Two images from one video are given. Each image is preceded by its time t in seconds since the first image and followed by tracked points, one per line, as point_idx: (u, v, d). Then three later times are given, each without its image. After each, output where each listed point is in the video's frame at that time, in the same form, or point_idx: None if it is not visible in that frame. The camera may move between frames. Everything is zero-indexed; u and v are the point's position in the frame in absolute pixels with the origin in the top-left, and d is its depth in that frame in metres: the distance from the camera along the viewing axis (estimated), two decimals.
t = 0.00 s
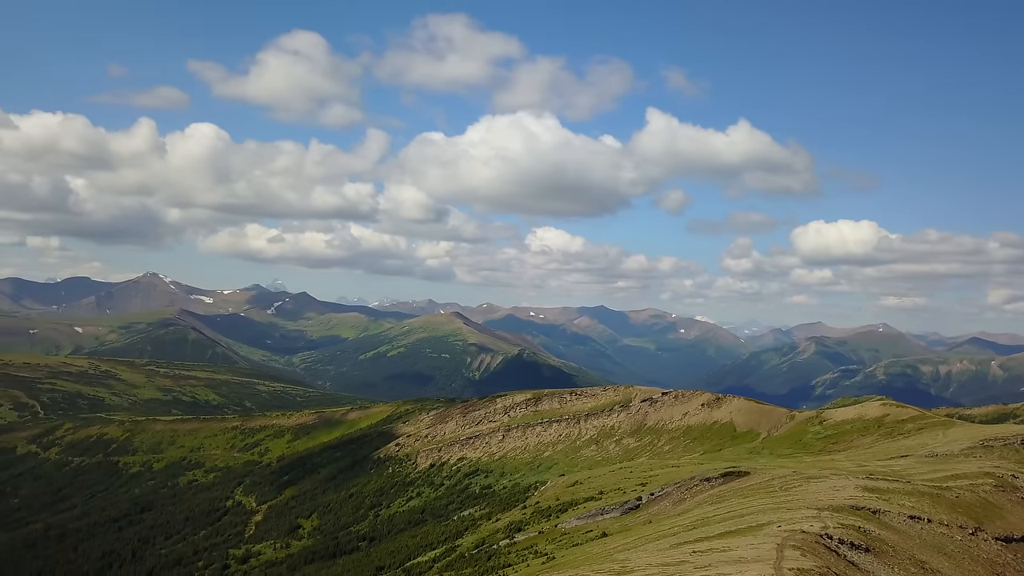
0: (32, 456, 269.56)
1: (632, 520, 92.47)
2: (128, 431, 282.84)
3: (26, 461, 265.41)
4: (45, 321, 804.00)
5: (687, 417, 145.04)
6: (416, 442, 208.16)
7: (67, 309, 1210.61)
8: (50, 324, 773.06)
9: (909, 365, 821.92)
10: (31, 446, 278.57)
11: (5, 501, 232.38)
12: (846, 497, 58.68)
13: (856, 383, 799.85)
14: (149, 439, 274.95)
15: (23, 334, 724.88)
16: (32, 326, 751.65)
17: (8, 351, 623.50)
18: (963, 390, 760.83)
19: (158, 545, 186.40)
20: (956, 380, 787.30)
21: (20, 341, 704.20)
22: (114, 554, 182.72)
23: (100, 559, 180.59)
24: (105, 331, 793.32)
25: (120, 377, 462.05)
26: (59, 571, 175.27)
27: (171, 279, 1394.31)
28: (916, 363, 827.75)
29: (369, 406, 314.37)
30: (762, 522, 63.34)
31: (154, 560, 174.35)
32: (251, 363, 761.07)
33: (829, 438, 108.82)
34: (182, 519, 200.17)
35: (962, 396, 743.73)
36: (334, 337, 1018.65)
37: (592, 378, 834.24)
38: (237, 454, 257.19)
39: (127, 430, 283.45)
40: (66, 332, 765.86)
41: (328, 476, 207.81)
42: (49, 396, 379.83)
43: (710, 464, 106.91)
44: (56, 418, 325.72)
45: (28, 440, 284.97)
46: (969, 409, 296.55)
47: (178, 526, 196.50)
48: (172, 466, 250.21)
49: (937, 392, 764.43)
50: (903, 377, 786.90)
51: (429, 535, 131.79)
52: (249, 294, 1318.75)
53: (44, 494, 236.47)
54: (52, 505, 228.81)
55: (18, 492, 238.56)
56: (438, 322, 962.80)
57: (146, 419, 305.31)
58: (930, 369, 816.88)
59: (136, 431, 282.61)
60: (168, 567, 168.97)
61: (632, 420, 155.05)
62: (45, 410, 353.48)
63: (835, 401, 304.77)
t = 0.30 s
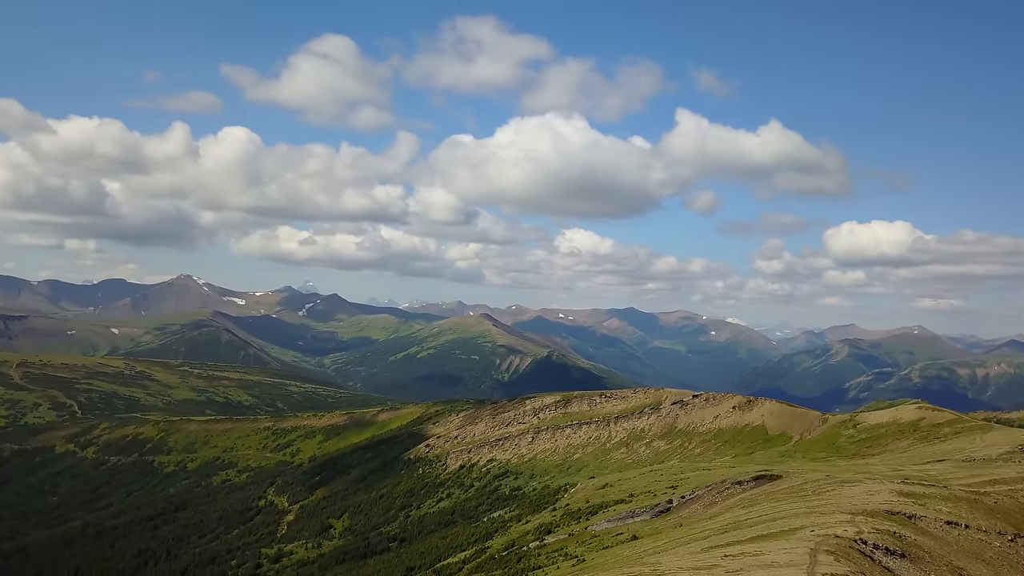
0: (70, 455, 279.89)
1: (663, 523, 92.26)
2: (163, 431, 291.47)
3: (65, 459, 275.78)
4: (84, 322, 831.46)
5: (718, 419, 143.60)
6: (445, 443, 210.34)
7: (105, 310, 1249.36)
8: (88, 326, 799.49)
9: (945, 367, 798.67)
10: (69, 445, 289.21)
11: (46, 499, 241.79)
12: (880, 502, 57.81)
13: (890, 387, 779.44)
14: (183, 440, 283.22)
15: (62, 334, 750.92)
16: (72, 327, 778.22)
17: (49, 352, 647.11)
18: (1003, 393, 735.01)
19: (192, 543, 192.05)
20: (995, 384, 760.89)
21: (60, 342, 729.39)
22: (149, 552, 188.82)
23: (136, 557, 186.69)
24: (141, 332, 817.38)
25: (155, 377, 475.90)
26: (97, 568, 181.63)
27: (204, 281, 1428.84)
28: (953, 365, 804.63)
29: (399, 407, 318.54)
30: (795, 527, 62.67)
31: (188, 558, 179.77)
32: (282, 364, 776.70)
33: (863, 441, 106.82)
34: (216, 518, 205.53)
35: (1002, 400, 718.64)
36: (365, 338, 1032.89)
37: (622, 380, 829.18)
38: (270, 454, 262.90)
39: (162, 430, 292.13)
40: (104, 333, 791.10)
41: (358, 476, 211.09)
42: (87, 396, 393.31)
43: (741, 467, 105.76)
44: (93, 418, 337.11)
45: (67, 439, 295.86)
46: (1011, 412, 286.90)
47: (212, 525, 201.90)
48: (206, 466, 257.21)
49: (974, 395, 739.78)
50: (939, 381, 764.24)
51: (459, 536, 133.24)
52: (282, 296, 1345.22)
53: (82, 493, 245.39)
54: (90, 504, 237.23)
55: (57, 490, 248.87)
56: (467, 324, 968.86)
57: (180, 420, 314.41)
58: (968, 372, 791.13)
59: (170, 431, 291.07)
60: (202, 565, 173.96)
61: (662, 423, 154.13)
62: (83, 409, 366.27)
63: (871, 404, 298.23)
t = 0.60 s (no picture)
0: (110, 453, 289.51)
1: (696, 527, 91.43)
2: (199, 431, 299.64)
3: (105, 457, 285.42)
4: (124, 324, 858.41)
5: (752, 423, 141.35)
6: (476, 444, 211.51)
7: (145, 311, 1288.43)
8: (128, 327, 825.37)
9: (988, 372, 770.03)
10: (109, 443, 299.35)
11: (88, 496, 251.24)
12: (920, 508, 56.58)
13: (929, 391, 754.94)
14: (219, 439, 290.70)
15: (103, 335, 776.33)
16: (112, 329, 803.85)
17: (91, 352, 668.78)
18: None
19: (228, 541, 197.07)
20: None
21: (100, 342, 754.37)
22: (186, 550, 194.41)
23: (174, 554, 192.48)
24: (178, 333, 840.53)
25: (192, 378, 488.88)
26: (137, 564, 187.59)
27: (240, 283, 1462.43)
28: (996, 369, 775.94)
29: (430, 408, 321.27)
30: (831, 533, 61.70)
31: (224, 556, 184.67)
32: (315, 365, 790.66)
33: (902, 446, 104.07)
34: (250, 516, 210.47)
35: None
36: (397, 340, 1044.59)
37: (654, 382, 820.82)
38: (303, 454, 267.96)
39: (198, 430, 300.26)
40: (142, 334, 815.73)
41: (390, 476, 213.77)
42: (127, 396, 406.01)
43: (776, 471, 104.07)
44: (133, 417, 347.82)
45: (107, 437, 306.23)
46: None
47: (247, 524, 206.71)
48: (241, 465, 263.43)
49: (1019, 400, 710.78)
50: (981, 385, 737.34)
51: (490, 538, 133.99)
52: (316, 297, 1369.57)
53: (122, 490, 253.95)
54: (129, 501, 245.26)
55: (98, 487, 257.80)
56: (497, 325, 971.89)
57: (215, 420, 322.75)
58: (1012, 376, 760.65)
59: (206, 431, 299.04)
60: (238, 563, 178.50)
61: (695, 426, 152.31)
62: (122, 408, 378.39)
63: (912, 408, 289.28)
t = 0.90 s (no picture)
0: (150, 452, 299.40)
1: (730, 532, 90.55)
2: (235, 431, 308.11)
3: (145, 456, 295.25)
4: (163, 325, 884.64)
5: (788, 427, 138.96)
6: (508, 446, 212.52)
7: (184, 313, 1326.26)
8: (167, 328, 851.24)
9: None
10: (148, 442, 309.44)
11: (128, 493, 260.45)
12: (964, 515, 55.21)
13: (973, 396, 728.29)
14: (255, 439, 298.17)
15: (142, 336, 802.58)
16: (151, 330, 829.89)
17: (132, 353, 690.50)
18: None
19: (262, 540, 201.88)
20: None
21: (139, 344, 779.58)
22: (223, 548, 199.93)
23: (210, 551, 197.86)
24: (215, 334, 863.39)
25: (228, 379, 501.58)
26: (176, 560, 193.73)
27: (275, 285, 1494.29)
28: None
29: (462, 409, 323.64)
30: (870, 539, 60.81)
31: (259, 555, 189.43)
32: (349, 366, 803.44)
33: (944, 451, 101.30)
34: (285, 515, 215.40)
35: None
36: (429, 341, 1053.74)
37: (687, 385, 810.43)
38: (337, 454, 272.73)
39: (234, 430, 308.63)
40: (181, 335, 840.12)
41: (423, 477, 216.15)
42: (166, 396, 419.19)
43: (813, 475, 102.23)
44: (172, 417, 358.82)
45: (147, 436, 316.79)
46: None
47: (282, 523, 211.31)
48: (276, 465, 269.49)
49: None
50: None
51: (521, 540, 134.52)
52: (350, 299, 1391.26)
53: (161, 488, 262.21)
54: (167, 499, 253.06)
55: (138, 485, 266.83)
56: (529, 327, 972.63)
57: (251, 420, 331.43)
58: None
59: (242, 431, 307.23)
60: (273, 561, 182.84)
61: (729, 430, 150.34)
62: (161, 408, 390.66)
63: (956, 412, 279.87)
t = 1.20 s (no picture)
0: (187, 451, 308.65)
1: (765, 537, 89.61)
2: (270, 431, 315.62)
3: (183, 455, 304.52)
4: (201, 326, 910.46)
5: (824, 431, 136.34)
6: (540, 448, 213.07)
7: (221, 314, 1361.84)
8: (204, 330, 875.91)
9: None
10: (186, 442, 319.08)
11: (166, 492, 269.03)
12: (1006, 523, 54.05)
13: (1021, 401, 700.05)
14: (289, 439, 305.14)
15: (180, 337, 826.98)
16: (189, 332, 854.27)
17: (170, 355, 711.70)
18: None
19: (296, 540, 206.45)
20: None
21: (178, 345, 803.82)
22: (257, 546, 205.09)
23: (246, 550, 203.32)
24: (251, 336, 884.90)
25: (263, 380, 513.49)
26: (214, 559, 199.79)
27: (310, 287, 1523.20)
28: None
29: (493, 411, 325.22)
30: (908, 546, 59.74)
31: (293, 555, 193.78)
32: (382, 367, 814.69)
33: (987, 457, 98.33)
34: (319, 515, 220.02)
35: None
36: (461, 343, 1060.45)
37: (722, 388, 798.31)
38: (371, 455, 276.88)
39: (269, 430, 316.18)
40: (217, 337, 862.81)
41: (456, 478, 218.29)
42: (202, 397, 431.23)
43: (849, 481, 100.44)
44: (208, 417, 369.98)
45: (184, 436, 326.62)
46: None
47: (316, 523, 215.65)
48: (310, 465, 275.09)
49: None
50: None
51: (553, 543, 135.13)
52: (383, 301, 1410.11)
53: (198, 487, 270.24)
54: (204, 498, 260.69)
55: (177, 484, 275.34)
56: (561, 329, 971.02)
57: (284, 420, 339.36)
58: None
59: (277, 431, 314.65)
60: (307, 561, 186.85)
61: (764, 433, 148.28)
62: (198, 408, 401.90)
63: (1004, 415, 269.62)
